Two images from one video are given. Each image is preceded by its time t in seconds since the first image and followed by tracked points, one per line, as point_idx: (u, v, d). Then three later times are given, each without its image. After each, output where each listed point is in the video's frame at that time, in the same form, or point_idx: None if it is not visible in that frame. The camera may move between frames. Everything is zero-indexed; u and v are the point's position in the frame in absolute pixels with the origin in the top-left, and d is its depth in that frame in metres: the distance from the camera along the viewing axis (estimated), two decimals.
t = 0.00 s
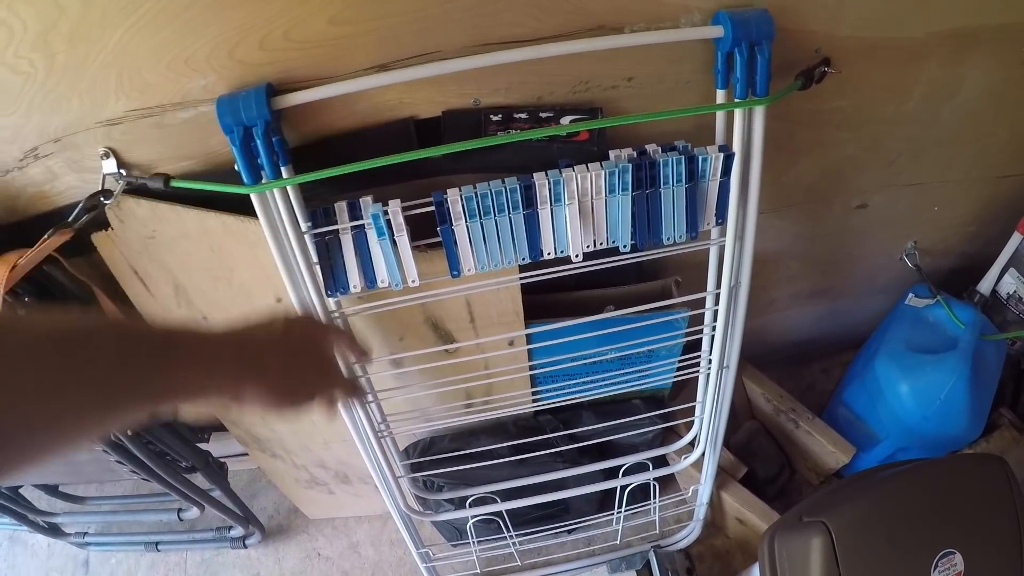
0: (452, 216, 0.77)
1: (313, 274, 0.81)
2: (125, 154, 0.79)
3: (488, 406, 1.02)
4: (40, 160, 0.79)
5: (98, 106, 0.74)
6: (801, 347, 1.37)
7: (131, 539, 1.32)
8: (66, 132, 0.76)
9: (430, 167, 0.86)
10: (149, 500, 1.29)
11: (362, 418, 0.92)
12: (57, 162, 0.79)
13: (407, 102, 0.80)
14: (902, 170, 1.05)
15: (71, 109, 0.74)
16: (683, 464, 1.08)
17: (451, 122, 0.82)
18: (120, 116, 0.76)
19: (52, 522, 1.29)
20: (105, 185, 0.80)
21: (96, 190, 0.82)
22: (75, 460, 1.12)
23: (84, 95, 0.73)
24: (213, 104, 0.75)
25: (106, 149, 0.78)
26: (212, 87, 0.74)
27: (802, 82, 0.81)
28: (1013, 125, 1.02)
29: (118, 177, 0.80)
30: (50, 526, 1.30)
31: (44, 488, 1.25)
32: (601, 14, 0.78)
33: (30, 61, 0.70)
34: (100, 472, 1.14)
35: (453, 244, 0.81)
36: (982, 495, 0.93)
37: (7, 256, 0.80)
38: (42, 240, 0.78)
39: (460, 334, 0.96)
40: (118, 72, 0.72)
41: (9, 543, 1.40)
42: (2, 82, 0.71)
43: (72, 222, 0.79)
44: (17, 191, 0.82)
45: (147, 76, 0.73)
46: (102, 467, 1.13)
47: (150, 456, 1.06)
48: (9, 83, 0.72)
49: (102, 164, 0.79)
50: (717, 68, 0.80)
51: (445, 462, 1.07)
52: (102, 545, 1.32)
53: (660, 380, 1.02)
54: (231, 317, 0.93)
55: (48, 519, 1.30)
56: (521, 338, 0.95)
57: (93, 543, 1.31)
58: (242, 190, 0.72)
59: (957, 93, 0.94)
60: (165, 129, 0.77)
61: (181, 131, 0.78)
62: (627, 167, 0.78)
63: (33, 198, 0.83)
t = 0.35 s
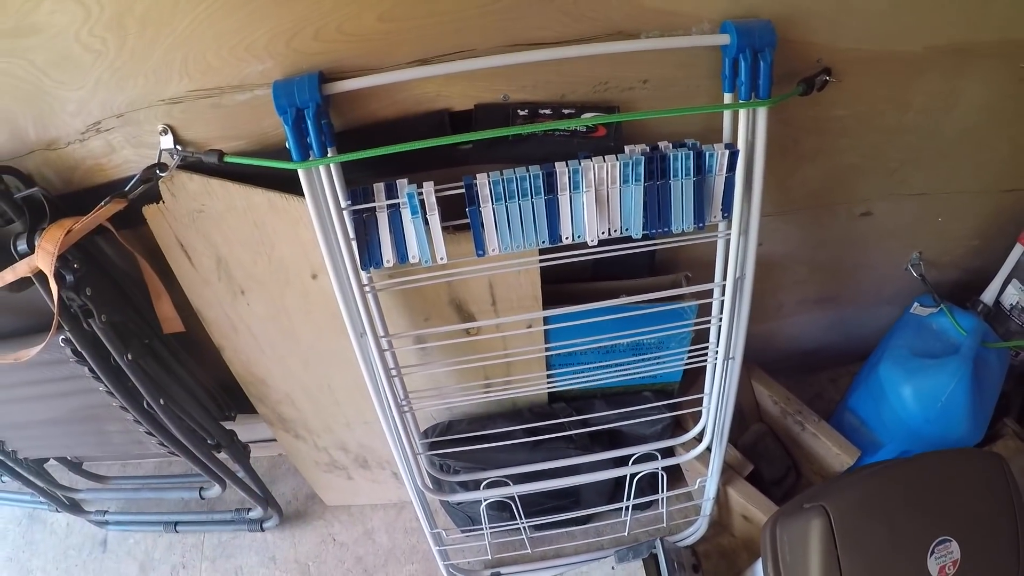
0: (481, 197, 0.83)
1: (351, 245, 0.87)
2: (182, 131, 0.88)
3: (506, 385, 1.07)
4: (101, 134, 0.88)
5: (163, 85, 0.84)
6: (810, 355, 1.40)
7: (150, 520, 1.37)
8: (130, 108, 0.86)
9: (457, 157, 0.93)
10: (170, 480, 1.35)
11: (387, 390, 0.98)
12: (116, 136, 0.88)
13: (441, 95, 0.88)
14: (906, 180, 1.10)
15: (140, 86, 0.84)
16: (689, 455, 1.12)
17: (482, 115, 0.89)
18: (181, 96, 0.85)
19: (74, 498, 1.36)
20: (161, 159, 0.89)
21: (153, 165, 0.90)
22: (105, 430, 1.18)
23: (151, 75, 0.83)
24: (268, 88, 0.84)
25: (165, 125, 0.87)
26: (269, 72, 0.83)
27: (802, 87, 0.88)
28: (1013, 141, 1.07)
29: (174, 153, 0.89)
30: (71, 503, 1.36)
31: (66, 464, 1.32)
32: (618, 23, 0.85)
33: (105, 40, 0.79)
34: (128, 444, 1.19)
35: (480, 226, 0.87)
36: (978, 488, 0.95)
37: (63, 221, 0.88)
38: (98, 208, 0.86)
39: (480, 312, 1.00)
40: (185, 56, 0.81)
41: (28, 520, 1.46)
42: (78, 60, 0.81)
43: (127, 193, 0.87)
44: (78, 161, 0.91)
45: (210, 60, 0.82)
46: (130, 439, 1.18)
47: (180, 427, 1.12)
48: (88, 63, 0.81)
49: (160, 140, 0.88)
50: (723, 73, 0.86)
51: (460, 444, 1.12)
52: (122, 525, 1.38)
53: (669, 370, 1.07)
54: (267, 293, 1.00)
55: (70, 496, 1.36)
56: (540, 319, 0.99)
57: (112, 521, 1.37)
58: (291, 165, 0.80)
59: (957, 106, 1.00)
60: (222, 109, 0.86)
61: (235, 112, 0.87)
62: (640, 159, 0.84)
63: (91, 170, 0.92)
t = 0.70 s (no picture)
0: (483, 183, 0.89)
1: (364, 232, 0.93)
2: (206, 124, 0.96)
3: (507, 369, 1.12)
4: (128, 126, 0.97)
5: (190, 80, 0.92)
6: (804, 352, 1.44)
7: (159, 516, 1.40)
8: (157, 101, 0.94)
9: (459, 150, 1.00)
10: (180, 474, 1.40)
11: (394, 371, 1.03)
12: (143, 128, 0.97)
13: (443, 91, 0.94)
14: (887, 176, 1.15)
15: (169, 81, 0.92)
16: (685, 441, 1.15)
17: (483, 110, 0.96)
18: (206, 90, 0.93)
19: (85, 494, 1.41)
20: (185, 149, 0.97)
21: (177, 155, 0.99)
22: (120, 419, 1.23)
23: (180, 71, 0.91)
24: (287, 84, 0.92)
25: (190, 118, 0.95)
26: (288, 69, 0.91)
27: (779, 83, 0.95)
28: (990, 138, 1.12)
29: (197, 144, 0.97)
30: (82, 498, 1.40)
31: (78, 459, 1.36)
32: (607, 24, 0.92)
33: (138, 37, 0.88)
34: (141, 433, 1.24)
35: (481, 211, 0.92)
36: (965, 466, 0.99)
37: (89, 207, 0.96)
38: (124, 195, 0.95)
39: (482, 297, 1.06)
40: (211, 53, 0.90)
41: (38, 519, 1.50)
42: (112, 56, 0.89)
43: (151, 180, 0.96)
44: (105, 151, 1.00)
45: (234, 58, 0.90)
46: (143, 428, 1.23)
47: (195, 414, 1.16)
48: (123, 59, 0.90)
49: (185, 131, 0.96)
50: (705, 70, 0.93)
51: (463, 429, 1.16)
52: (132, 521, 1.42)
53: (663, 356, 1.12)
54: (281, 280, 1.07)
55: (81, 491, 1.41)
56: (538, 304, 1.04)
57: (123, 517, 1.41)
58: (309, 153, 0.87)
59: (931, 103, 1.06)
60: (243, 103, 0.94)
61: (255, 107, 0.94)
62: (629, 148, 0.90)
63: (118, 160, 1.00)
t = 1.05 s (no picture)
0: (467, 189, 0.90)
1: (353, 243, 0.94)
2: (195, 141, 0.98)
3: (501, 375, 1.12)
4: (120, 146, 0.98)
5: (178, 98, 0.94)
6: (802, 351, 1.44)
7: (163, 533, 1.41)
8: (147, 120, 0.96)
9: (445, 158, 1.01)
10: (183, 491, 1.40)
11: (388, 381, 1.03)
12: (135, 147, 0.98)
13: (427, 100, 0.95)
14: (876, 171, 1.15)
15: (158, 99, 0.94)
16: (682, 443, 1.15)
17: (467, 117, 0.97)
18: (195, 107, 0.94)
19: (89, 514, 1.41)
20: (176, 167, 0.98)
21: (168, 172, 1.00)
22: (121, 436, 1.24)
23: (168, 89, 0.93)
24: (273, 98, 0.93)
25: (180, 135, 0.97)
26: (273, 84, 0.92)
27: (761, 80, 0.95)
28: (978, 130, 1.12)
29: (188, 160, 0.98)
30: (87, 518, 1.41)
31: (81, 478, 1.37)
32: (586, 27, 0.93)
33: (127, 58, 0.90)
34: (142, 450, 1.25)
35: (467, 218, 0.93)
36: (962, 460, 0.98)
37: (84, 227, 0.97)
38: (117, 215, 0.95)
39: (473, 304, 1.06)
40: (198, 70, 0.91)
41: (44, 540, 1.51)
42: (102, 77, 0.91)
43: (144, 199, 0.96)
44: (98, 171, 1.01)
45: (220, 74, 0.92)
46: (144, 445, 1.24)
47: (193, 430, 1.17)
48: (112, 79, 0.91)
49: (175, 149, 0.98)
50: (686, 70, 0.94)
51: (460, 436, 1.17)
52: (136, 539, 1.42)
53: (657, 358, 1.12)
54: (275, 294, 1.08)
55: (86, 511, 1.41)
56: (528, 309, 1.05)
57: (127, 536, 1.42)
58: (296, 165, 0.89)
59: (916, 96, 1.06)
60: (230, 119, 0.96)
61: (242, 122, 0.96)
62: (612, 150, 0.91)
63: (111, 180, 1.02)
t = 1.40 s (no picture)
0: (428, 209, 0.85)
1: (313, 270, 0.90)
2: (149, 169, 0.93)
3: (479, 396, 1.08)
4: (74, 177, 0.94)
5: (127, 124, 0.89)
6: (795, 355, 1.39)
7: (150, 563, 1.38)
8: (98, 150, 0.91)
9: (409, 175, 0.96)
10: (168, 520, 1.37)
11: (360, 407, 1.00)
12: (89, 178, 0.94)
13: (384, 115, 0.90)
14: (867, 169, 1.10)
15: (107, 127, 0.89)
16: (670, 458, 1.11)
17: (429, 131, 0.92)
18: (146, 133, 0.90)
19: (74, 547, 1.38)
20: (130, 197, 0.95)
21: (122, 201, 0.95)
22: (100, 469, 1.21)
23: (116, 115, 0.88)
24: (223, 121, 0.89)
25: (133, 163, 0.93)
26: (222, 105, 0.88)
27: (740, 80, 0.90)
28: (972, 121, 1.06)
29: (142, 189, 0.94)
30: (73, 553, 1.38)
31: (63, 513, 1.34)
32: (550, 31, 0.88)
33: (72, 86, 0.85)
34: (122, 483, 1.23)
35: (431, 238, 0.88)
36: (958, 471, 0.95)
37: (43, 263, 0.94)
38: (74, 248, 0.92)
39: (445, 325, 1.02)
40: (145, 95, 0.87)
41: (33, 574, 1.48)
42: (46, 107, 0.87)
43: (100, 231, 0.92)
44: (55, 205, 0.97)
45: (168, 98, 0.87)
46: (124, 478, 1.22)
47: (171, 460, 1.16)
48: (56, 108, 0.87)
49: (128, 177, 0.94)
50: (659, 71, 0.88)
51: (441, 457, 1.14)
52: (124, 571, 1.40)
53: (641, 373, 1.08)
54: (241, 322, 1.04)
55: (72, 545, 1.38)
56: (504, 328, 1.01)
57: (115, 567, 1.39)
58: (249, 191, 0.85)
59: (905, 91, 1.01)
60: (182, 144, 0.91)
61: (195, 146, 0.92)
62: (581, 161, 0.86)
63: (68, 213, 0.98)
